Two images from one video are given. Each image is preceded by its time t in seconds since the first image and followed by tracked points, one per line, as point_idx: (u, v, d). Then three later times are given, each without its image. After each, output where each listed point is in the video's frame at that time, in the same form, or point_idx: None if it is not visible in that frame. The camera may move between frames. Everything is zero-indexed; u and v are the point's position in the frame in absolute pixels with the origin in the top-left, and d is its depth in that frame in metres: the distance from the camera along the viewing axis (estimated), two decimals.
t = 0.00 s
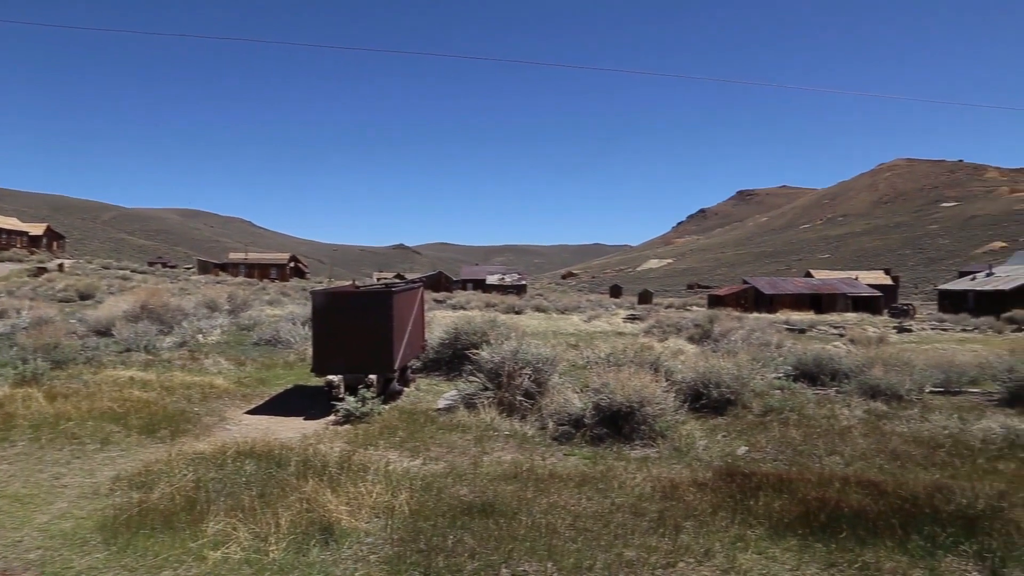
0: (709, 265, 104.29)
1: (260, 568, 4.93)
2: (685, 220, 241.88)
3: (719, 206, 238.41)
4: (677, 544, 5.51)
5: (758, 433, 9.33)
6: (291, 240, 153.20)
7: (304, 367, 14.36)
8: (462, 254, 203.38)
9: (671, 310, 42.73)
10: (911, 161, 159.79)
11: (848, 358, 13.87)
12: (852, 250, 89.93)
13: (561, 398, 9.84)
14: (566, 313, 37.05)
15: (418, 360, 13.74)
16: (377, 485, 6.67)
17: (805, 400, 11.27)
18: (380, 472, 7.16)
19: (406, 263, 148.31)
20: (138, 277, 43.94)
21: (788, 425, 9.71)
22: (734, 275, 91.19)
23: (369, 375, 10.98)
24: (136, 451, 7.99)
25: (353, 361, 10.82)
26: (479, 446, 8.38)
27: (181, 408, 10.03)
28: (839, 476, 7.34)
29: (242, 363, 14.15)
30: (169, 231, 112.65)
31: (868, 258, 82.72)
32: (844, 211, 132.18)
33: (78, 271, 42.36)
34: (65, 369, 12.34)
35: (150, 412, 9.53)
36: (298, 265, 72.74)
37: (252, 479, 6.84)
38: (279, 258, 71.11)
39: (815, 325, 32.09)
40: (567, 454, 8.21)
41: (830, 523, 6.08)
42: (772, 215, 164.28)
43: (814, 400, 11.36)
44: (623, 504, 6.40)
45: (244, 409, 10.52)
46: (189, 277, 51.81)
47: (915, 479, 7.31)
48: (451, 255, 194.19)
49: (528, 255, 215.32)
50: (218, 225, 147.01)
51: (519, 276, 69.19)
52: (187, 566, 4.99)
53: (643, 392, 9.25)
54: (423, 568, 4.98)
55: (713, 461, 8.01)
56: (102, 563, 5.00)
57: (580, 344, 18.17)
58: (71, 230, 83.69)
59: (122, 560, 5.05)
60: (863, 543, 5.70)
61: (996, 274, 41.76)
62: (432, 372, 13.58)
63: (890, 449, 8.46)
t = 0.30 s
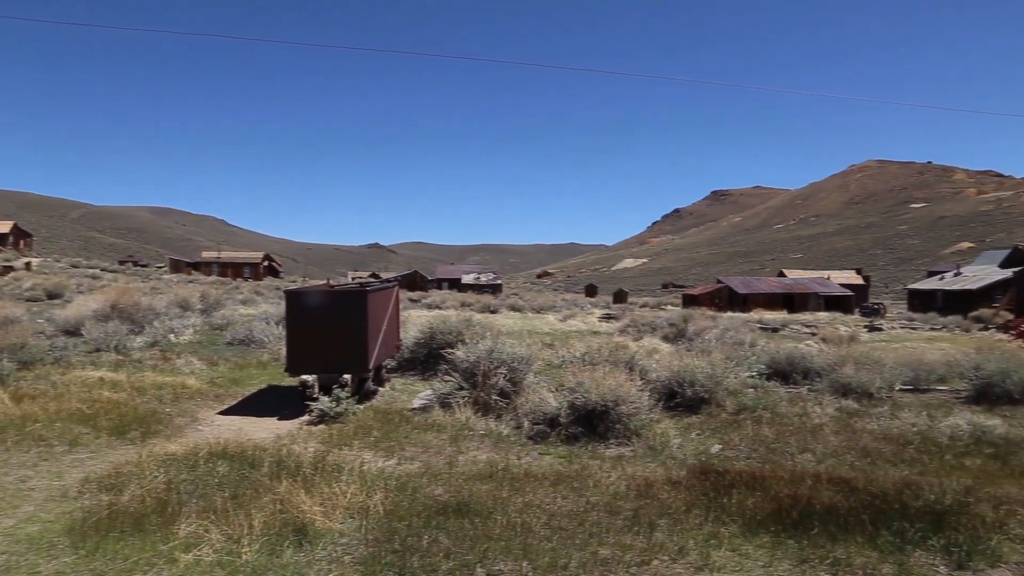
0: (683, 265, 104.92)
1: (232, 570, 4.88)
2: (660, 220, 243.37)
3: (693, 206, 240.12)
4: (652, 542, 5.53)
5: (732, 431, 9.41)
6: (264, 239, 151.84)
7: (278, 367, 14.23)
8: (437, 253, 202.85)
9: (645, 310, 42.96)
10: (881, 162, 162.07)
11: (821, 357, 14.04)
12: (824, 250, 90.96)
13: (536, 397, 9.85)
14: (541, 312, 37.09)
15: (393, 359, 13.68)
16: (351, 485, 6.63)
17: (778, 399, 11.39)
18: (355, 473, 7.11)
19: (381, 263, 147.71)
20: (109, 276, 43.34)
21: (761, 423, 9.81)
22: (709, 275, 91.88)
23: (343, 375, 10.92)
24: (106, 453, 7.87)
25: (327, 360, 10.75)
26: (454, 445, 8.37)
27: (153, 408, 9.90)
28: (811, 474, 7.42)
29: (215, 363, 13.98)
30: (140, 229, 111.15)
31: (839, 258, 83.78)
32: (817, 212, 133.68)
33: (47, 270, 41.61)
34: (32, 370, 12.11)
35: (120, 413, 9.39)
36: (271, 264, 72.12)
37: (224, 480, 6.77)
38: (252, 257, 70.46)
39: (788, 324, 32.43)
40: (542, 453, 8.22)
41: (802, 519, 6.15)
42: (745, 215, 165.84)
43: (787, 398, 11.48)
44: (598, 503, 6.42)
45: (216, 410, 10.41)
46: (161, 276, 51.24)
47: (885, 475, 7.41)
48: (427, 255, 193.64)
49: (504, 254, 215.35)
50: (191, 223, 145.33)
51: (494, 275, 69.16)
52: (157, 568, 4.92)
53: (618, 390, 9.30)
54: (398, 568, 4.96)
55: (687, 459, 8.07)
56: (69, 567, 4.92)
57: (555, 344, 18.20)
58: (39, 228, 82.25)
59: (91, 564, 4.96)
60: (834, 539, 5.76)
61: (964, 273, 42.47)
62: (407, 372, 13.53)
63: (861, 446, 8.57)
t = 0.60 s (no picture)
0: (658, 264, 105.55)
1: (204, 573, 4.82)
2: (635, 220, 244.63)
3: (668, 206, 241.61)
4: (626, 541, 5.56)
5: (705, 429, 9.48)
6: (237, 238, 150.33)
7: (251, 368, 14.08)
8: (412, 253, 202.19)
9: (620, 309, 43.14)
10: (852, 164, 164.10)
11: (793, 356, 14.18)
12: (796, 250, 91.98)
13: (511, 397, 9.84)
14: (516, 311, 37.09)
15: (367, 359, 13.60)
16: (325, 486, 6.59)
17: (751, 397, 11.50)
18: (329, 473, 7.07)
19: (356, 262, 146.94)
20: (78, 275, 42.65)
21: (735, 421, 9.89)
22: (683, 274, 92.51)
23: (317, 375, 10.83)
24: (74, 455, 7.75)
25: (301, 358, 10.67)
26: (429, 445, 8.34)
27: (122, 409, 9.77)
28: (783, 471, 7.50)
29: (186, 364, 13.81)
30: (110, 227, 109.60)
31: (811, 258, 84.77)
32: (789, 212, 135.13)
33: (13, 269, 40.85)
34: None
35: (89, 415, 9.24)
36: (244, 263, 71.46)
37: (196, 482, 6.70)
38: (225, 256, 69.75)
39: (761, 324, 32.76)
40: (517, 452, 8.23)
41: (774, 516, 6.21)
42: (719, 215, 167.19)
43: (760, 397, 11.59)
44: (573, 502, 6.43)
45: (188, 411, 10.28)
46: (131, 275, 50.54)
47: (856, 472, 7.51)
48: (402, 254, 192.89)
49: (480, 254, 215.18)
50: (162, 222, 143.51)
51: (469, 275, 69.09)
52: (127, 572, 4.85)
53: (593, 389, 9.33)
54: (372, 568, 4.94)
55: (661, 457, 8.11)
56: (36, 573, 4.83)
57: (530, 343, 18.22)
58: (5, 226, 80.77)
59: (58, 569, 4.88)
60: (806, 536, 5.82)
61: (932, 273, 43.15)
62: (381, 372, 13.47)
63: (832, 444, 8.67)
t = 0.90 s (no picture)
0: (632, 264, 106.13)
1: None
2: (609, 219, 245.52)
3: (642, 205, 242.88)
4: (600, 538, 5.58)
5: (678, 427, 9.55)
6: (208, 236, 148.65)
7: (222, 367, 13.92)
8: (386, 251, 201.31)
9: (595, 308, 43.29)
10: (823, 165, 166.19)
11: (764, 354, 14.34)
12: (768, 250, 92.95)
13: (485, 396, 9.83)
14: (491, 310, 37.03)
15: (340, 358, 13.52)
16: (297, 486, 6.54)
17: (723, 395, 11.60)
18: (302, 473, 7.02)
19: (329, 261, 145.84)
20: (43, 274, 41.77)
21: (707, 419, 9.97)
22: (656, 273, 93.09)
23: (289, 375, 10.75)
24: (40, 457, 7.61)
25: (273, 358, 10.57)
26: (402, 444, 8.31)
27: (89, 410, 9.61)
28: (755, 468, 7.58)
29: (156, 364, 13.62)
30: (77, 225, 107.76)
31: (783, 258, 85.71)
32: (761, 212, 136.54)
33: None
34: None
35: (54, 416, 9.08)
36: (216, 262, 70.70)
37: (166, 483, 6.61)
38: (196, 254, 68.94)
39: (734, 322, 33.06)
40: (491, 451, 8.22)
41: (746, 513, 6.27)
42: (692, 215, 168.41)
43: (732, 394, 11.70)
44: (547, 500, 6.45)
45: (157, 411, 10.14)
46: (99, 274, 49.66)
47: (825, 469, 7.61)
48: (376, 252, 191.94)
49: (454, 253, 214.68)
50: (131, 219, 141.43)
51: (444, 273, 68.98)
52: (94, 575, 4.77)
53: (566, 388, 9.35)
54: (345, 569, 4.91)
55: (634, 455, 8.15)
56: None
57: (504, 342, 18.21)
58: None
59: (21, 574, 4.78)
60: (776, 532, 5.89)
61: (901, 272, 43.83)
62: (355, 370, 13.40)
63: (802, 441, 8.77)
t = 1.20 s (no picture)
0: (606, 262, 106.56)
1: None
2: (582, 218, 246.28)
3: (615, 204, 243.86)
4: (573, 535, 5.60)
5: (651, 424, 9.61)
6: (178, 233, 146.76)
7: (192, 366, 13.76)
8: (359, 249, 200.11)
9: (568, 306, 43.38)
10: (793, 164, 167.99)
11: (735, 351, 14.47)
12: (740, 248, 93.79)
13: (458, 394, 9.82)
14: (465, 308, 37.01)
15: (312, 357, 13.41)
16: (269, 486, 6.48)
17: (695, 392, 11.70)
18: (273, 473, 6.96)
19: (302, 259, 144.55)
20: (8, 271, 40.94)
21: (679, 416, 10.05)
22: (630, 271, 93.54)
23: (261, 373, 10.63)
24: (3, 459, 7.46)
25: (243, 357, 10.46)
26: (375, 443, 8.27)
27: (55, 411, 9.43)
28: (726, 464, 7.65)
29: (124, 363, 13.41)
30: (43, 221, 105.83)
31: (754, 256, 86.57)
32: (733, 211, 137.78)
33: None
34: None
35: (19, 417, 8.91)
36: (186, 260, 69.85)
37: (134, 484, 6.52)
38: (166, 252, 68.04)
39: (707, 320, 33.34)
40: (464, 449, 8.21)
41: (717, 508, 6.33)
42: (665, 213, 169.44)
43: (704, 392, 11.80)
44: (520, 498, 6.45)
45: (125, 411, 9.99)
46: (65, 272, 48.75)
47: (796, 464, 7.70)
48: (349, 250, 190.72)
49: (428, 251, 214.00)
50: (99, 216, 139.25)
51: (417, 271, 68.68)
52: None
53: (539, 386, 9.37)
54: (317, 568, 4.88)
55: (607, 453, 8.19)
56: None
57: (477, 340, 18.19)
58: None
59: None
60: (747, 527, 5.95)
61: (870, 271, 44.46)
62: (328, 369, 13.31)
63: (772, 437, 8.87)
